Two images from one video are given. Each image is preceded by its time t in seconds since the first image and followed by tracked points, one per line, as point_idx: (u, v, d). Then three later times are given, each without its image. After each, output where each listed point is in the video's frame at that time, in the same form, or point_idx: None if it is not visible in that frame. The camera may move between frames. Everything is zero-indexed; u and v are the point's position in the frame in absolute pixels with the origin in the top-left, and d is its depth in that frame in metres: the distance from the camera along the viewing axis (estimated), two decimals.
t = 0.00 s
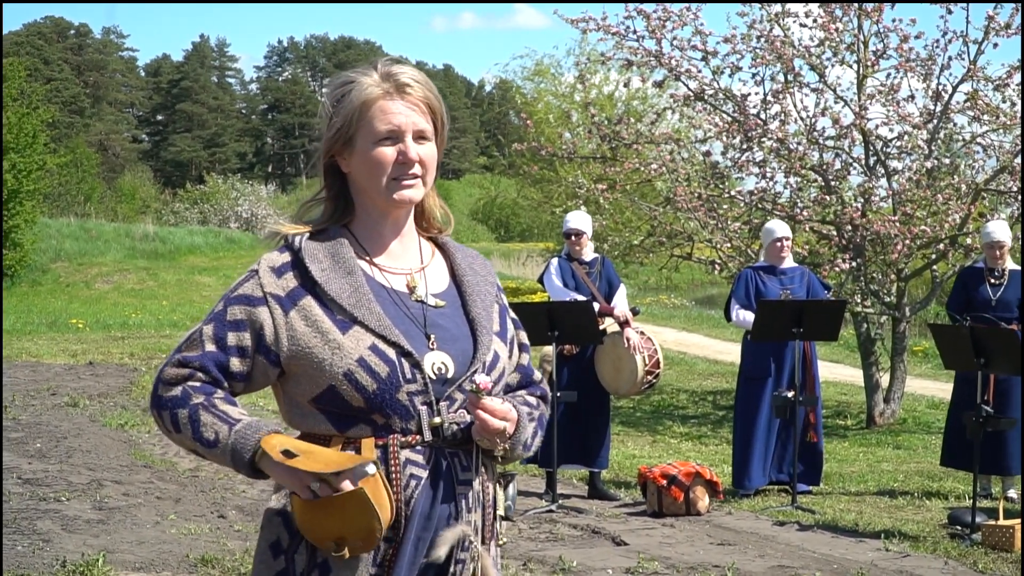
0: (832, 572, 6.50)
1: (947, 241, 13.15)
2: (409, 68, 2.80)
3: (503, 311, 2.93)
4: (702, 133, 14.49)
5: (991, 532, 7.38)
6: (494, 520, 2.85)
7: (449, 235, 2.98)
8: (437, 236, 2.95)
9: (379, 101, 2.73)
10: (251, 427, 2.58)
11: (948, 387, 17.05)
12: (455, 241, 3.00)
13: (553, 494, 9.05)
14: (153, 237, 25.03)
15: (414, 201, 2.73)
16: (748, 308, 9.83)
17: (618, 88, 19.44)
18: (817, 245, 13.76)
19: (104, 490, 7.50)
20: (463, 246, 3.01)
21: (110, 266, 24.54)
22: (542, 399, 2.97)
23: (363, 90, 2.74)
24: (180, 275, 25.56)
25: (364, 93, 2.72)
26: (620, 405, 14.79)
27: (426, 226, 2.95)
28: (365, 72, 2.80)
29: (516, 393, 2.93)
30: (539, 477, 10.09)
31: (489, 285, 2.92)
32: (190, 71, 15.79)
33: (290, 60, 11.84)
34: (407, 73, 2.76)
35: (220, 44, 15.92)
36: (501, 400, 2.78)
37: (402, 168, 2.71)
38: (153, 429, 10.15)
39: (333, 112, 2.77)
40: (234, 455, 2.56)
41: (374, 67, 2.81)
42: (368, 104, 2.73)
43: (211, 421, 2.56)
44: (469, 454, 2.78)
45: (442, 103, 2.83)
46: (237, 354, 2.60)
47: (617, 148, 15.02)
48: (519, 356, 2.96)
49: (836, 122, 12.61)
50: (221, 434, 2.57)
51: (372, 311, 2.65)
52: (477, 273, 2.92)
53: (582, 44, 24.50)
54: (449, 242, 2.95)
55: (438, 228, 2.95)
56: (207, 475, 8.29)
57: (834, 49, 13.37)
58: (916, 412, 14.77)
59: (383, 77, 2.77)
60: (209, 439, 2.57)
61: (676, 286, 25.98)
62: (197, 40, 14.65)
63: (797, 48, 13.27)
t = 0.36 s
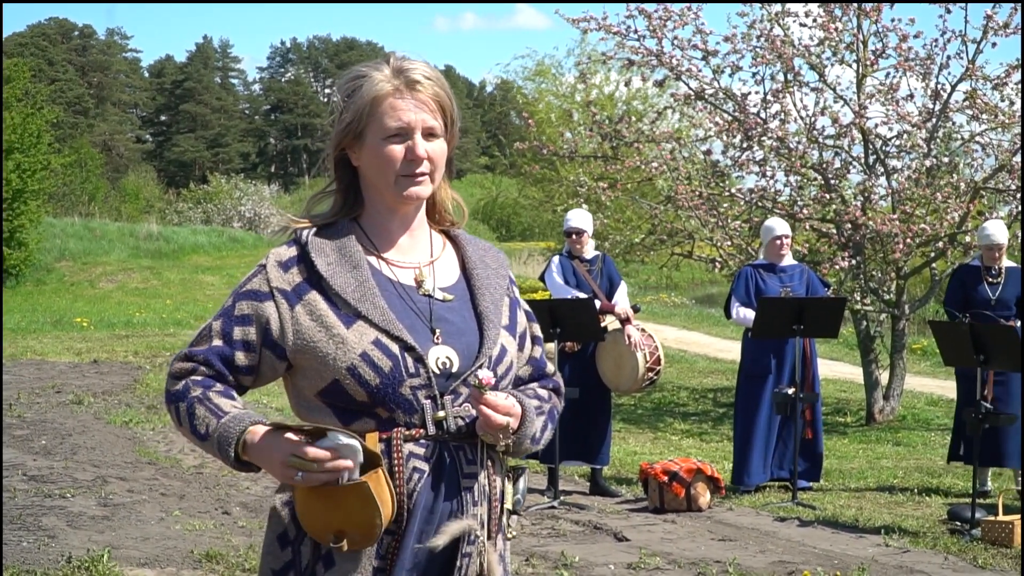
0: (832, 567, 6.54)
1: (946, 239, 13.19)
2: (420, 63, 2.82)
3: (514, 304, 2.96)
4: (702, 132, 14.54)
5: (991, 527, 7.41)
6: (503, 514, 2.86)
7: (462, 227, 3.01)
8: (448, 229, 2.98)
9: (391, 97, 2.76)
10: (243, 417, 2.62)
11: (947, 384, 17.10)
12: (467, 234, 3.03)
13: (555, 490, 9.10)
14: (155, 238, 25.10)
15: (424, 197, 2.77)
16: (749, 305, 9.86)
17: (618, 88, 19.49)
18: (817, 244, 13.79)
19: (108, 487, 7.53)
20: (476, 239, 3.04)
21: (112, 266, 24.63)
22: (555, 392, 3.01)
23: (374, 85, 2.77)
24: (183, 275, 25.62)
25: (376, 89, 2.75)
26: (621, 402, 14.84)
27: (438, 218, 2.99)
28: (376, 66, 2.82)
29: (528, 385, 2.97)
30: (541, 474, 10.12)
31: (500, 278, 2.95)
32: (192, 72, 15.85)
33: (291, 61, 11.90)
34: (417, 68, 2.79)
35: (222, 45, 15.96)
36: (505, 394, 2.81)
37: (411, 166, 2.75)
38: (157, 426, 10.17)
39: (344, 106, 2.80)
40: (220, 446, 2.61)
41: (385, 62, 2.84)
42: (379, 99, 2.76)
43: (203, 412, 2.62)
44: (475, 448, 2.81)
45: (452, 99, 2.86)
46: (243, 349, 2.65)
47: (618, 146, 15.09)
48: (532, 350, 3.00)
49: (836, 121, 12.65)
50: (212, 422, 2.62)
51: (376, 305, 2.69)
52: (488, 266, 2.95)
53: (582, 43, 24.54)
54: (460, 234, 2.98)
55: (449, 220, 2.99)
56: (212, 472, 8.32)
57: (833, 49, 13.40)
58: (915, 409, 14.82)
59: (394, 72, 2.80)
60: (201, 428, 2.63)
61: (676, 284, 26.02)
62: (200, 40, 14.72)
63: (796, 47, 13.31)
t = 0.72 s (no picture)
0: (833, 566, 6.56)
1: (946, 239, 13.22)
2: (423, 71, 2.80)
3: (516, 302, 2.98)
4: (702, 132, 14.57)
5: (991, 526, 7.44)
6: (504, 511, 2.88)
7: (467, 227, 3.03)
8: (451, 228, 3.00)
9: (385, 106, 2.77)
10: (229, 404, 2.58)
11: (947, 383, 17.12)
12: (471, 234, 3.05)
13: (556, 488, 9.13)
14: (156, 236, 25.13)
15: (413, 207, 2.82)
16: (751, 305, 9.88)
17: (618, 88, 19.51)
18: (818, 243, 13.81)
19: (111, 486, 7.56)
20: (478, 238, 3.07)
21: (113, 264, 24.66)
22: (557, 390, 3.04)
23: (371, 92, 2.78)
24: (185, 274, 25.66)
25: (370, 98, 2.76)
26: (622, 402, 14.86)
27: (443, 216, 3.00)
28: (381, 68, 2.82)
29: (530, 384, 3.00)
30: (541, 473, 10.14)
31: (502, 276, 2.97)
32: (195, 72, 15.88)
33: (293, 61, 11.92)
34: (416, 77, 2.78)
35: (224, 46, 16.00)
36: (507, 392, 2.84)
37: (398, 177, 2.78)
38: (159, 425, 10.20)
39: (345, 106, 2.83)
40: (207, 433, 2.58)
41: (391, 64, 2.83)
42: (374, 108, 2.77)
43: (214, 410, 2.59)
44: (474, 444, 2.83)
45: (452, 109, 2.85)
46: (252, 352, 2.66)
47: (619, 146, 15.13)
48: (534, 348, 3.02)
49: (836, 121, 12.67)
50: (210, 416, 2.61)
51: (376, 303, 2.71)
52: (489, 264, 2.97)
53: (582, 43, 24.56)
54: (463, 234, 3.00)
55: (454, 221, 3.01)
56: (214, 471, 8.35)
57: (833, 49, 13.43)
58: (915, 408, 14.84)
59: (395, 78, 2.80)
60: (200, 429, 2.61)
61: (677, 284, 26.05)
62: (203, 40, 14.74)
63: (796, 48, 13.33)
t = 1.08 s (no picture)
0: (836, 564, 6.56)
1: (948, 238, 13.22)
2: (436, 76, 2.80)
3: (514, 298, 2.97)
4: (705, 131, 14.57)
5: (994, 524, 7.44)
6: (501, 507, 2.87)
7: (463, 224, 3.02)
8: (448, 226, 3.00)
9: (402, 111, 2.75)
10: (318, 380, 2.57)
11: (950, 382, 17.11)
12: (468, 232, 3.05)
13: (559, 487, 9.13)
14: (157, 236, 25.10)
15: (421, 209, 2.81)
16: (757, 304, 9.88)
17: (621, 88, 19.51)
18: (820, 243, 13.80)
19: (114, 484, 7.54)
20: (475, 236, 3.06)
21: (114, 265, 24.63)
22: (555, 387, 3.02)
23: (386, 95, 2.76)
24: (186, 275, 25.63)
25: (387, 101, 2.74)
26: (624, 401, 14.85)
27: (438, 215, 3.00)
28: (394, 70, 2.80)
29: (529, 381, 2.99)
30: (545, 472, 10.13)
31: (499, 272, 2.97)
32: (198, 70, 15.87)
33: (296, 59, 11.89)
34: (431, 82, 2.77)
35: (228, 46, 15.99)
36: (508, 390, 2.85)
37: (410, 180, 2.77)
38: (162, 424, 10.18)
39: (357, 107, 2.80)
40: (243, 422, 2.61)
41: (403, 66, 2.82)
42: (389, 112, 2.76)
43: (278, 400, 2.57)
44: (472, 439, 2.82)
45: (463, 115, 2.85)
46: (280, 349, 2.66)
47: (621, 144, 15.13)
48: (531, 345, 3.01)
49: (839, 120, 12.67)
50: (292, 406, 2.56)
51: (375, 297, 2.70)
52: (486, 260, 2.97)
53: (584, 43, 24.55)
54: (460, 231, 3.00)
55: (451, 219, 3.01)
56: (218, 469, 8.34)
57: (836, 48, 13.43)
58: (917, 408, 14.84)
59: (410, 82, 2.79)
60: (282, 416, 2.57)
61: (679, 283, 26.04)
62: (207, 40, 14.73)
63: (799, 46, 13.34)
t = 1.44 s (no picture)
0: (839, 563, 6.56)
1: (950, 237, 13.22)
2: (453, 81, 2.81)
3: (505, 294, 3.00)
4: (708, 131, 14.59)
5: (997, 524, 7.44)
6: (504, 500, 2.89)
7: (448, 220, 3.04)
8: (435, 224, 3.00)
9: (424, 115, 2.75)
10: (368, 388, 2.65)
11: (952, 382, 17.11)
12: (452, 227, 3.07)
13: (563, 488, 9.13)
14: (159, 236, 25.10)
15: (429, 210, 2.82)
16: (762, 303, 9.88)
17: (623, 88, 19.51)
18: (823, 242, 13.80)
19: (117, 484, 7.54)
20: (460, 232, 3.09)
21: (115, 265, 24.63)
22: (547, 378, 3.03)
23: (409, 98, 2.74)
24: (188, 275, 25.63)
25: (412, 103, 2.73)
26: (627, 400, 14.85)
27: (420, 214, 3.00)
28: (411, 72, 2.79)
29: (520, 373, 2.99)
30: (548, 471, 10.13)
31: (490, 268, 3.00)
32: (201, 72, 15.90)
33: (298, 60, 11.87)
34: (451, 88, 2.79)
35: (229, 45, 15.97)
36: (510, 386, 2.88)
37: (425, 184, 2.78)
38: (165, 424, 10.17)
39: (372, 106, 2.77)
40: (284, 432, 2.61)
41: (416, 69, 2.81)
42: (411, 115, 2.75)
43: (324, 409, 2.61)
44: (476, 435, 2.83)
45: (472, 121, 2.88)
46: (297, 352, 2.65)
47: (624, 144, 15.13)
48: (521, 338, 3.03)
49: (842, 119, 12.67)
50: (343, 412, 2.62)
51: (378, 296, 2.71)
52: (477, 256, 2.99)
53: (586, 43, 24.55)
54: (447, 227, 3.01)
55: (435, 217, 3.01)
56: (221, 468, 8.33)
57: (839, 47, 13.43)
58: (920, 407, 14.84)
59: (428, 85, 2.79)
60: (328, 424, 2.60)
61: (681, 283, 26.05)
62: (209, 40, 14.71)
63: (801, 46, 13.34)
